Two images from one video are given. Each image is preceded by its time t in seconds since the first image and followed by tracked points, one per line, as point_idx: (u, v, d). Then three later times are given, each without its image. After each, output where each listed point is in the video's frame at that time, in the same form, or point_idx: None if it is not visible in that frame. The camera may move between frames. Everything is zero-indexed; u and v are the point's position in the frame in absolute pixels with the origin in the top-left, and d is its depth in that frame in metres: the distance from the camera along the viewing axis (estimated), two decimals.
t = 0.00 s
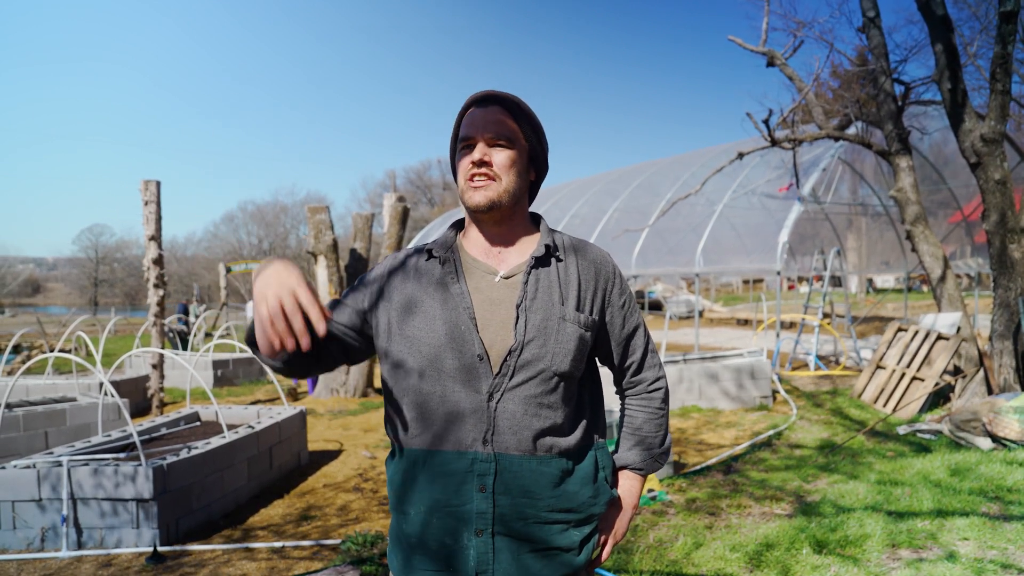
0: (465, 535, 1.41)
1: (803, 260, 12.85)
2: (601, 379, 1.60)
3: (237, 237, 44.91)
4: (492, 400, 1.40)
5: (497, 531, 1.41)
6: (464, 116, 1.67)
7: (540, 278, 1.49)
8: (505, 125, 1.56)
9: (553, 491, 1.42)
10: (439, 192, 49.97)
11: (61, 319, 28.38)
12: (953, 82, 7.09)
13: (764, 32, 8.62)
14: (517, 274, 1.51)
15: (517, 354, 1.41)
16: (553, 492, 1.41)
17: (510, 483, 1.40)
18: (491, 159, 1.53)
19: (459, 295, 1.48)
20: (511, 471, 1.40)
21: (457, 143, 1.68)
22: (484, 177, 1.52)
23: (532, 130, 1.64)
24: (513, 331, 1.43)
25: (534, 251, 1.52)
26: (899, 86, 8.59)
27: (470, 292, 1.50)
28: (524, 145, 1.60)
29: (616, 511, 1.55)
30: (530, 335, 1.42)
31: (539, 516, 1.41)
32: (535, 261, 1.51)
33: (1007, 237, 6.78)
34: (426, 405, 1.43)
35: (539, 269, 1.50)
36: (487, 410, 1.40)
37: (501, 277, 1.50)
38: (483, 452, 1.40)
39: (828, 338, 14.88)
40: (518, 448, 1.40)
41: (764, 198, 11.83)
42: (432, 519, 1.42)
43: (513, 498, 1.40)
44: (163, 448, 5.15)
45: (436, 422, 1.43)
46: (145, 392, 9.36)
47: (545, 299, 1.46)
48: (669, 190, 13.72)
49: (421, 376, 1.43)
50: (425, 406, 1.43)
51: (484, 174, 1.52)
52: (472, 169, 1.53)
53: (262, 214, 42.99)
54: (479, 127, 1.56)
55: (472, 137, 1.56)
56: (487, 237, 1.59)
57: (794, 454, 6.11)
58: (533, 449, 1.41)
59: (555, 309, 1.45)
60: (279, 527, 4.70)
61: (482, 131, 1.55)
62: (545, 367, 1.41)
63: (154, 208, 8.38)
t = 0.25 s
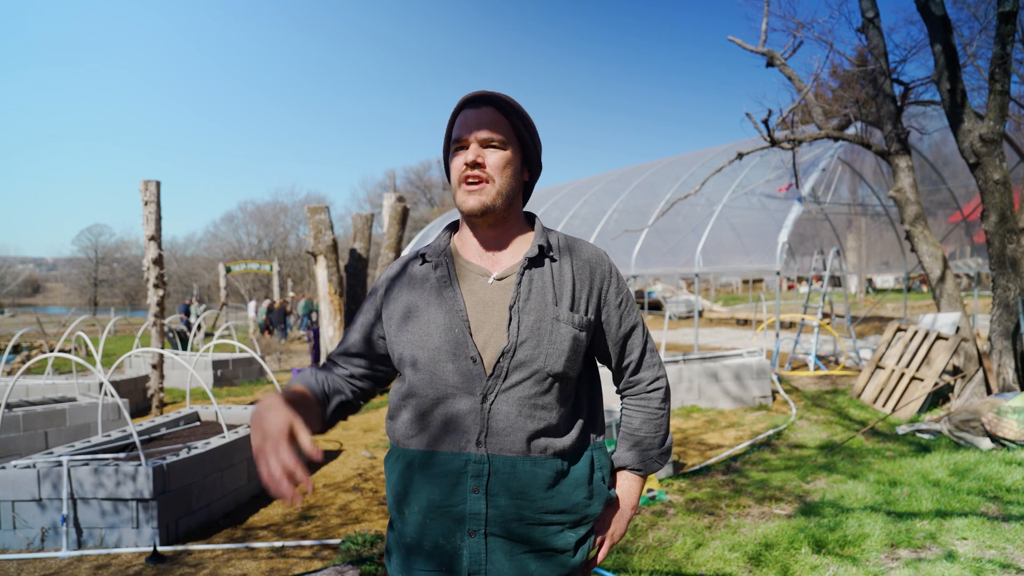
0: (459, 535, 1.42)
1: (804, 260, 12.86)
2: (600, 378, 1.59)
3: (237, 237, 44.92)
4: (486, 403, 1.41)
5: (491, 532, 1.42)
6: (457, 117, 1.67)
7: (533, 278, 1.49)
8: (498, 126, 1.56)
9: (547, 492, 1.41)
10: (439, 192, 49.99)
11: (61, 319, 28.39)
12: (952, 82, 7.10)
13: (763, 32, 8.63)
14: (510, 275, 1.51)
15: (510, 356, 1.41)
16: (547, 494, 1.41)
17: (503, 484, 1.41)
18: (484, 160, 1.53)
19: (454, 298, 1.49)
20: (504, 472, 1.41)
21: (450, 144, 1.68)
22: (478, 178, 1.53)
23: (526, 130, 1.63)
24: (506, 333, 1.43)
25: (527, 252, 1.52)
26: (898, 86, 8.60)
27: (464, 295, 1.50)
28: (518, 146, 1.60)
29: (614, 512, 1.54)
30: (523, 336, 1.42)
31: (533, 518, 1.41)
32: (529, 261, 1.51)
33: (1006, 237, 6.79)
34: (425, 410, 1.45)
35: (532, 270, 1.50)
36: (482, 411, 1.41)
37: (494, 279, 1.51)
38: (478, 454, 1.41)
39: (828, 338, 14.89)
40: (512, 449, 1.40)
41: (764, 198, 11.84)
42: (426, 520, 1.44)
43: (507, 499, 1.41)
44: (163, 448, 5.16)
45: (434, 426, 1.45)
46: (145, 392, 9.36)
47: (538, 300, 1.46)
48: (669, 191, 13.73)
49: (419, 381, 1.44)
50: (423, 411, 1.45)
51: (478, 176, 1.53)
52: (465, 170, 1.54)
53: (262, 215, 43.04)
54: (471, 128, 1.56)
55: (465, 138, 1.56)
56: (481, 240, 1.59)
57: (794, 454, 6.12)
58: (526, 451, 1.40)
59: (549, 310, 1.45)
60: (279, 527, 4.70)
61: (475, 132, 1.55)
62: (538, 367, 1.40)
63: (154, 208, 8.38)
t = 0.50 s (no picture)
0: (452, 535, 1.43)
1: (803, 260, 12.87)
2: (596, 378, 1.60)
3: (237, 237, 44.93)
4: (479, 404, 1.41)
5: (485, 533, 1.42)
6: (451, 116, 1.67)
7: (525, 278, 1.49)
8: (492, 125, 1.56)
9: (541, 493, 1.41)
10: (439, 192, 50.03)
11: (61, 319, 28.40)
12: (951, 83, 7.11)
13: (762, 32, 8.64)
14: (501, 276, 1.52)
15: (502, 357, 1.41)
16: (541, 494, 1.41)
17: (496, 485, 1.42)
18: (478, 159, 1.53)
19: (447, 300, 1.50)
20: (498, 472, 1.41)
21: (444, 143, 1.68)
22: (472, 178, 1.54)
23: (521, 128, 1.63)
24: (497, 334, 1.44)
25: (520, 251, 1.53)
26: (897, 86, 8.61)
27: (457, 297, 1.52)
28: (512, 145, 1.60)
29: (611, 512, 1.53)
30: (515, 337, 1.42)
31: (528, 518, 1.42)
32: (521, 261, 1.52)
33: (1004, 238, 6.81)
34: (421, 412, 1.46)
35: (525, 269, 1.51)
36: (475, 412, 1.42)
37: (486, 280, 1.52)
38: (470, 455, 1.42)
39: (827, 338, 14.91)
40: (505, 450, 1.41)
41: (763, 199, 11.85)
42: (422, 521, 1.45)
43: (501, 499, 1.41)
44: (163, 448, 5.17)
45: (429, 428, 1.46)
46: (145, 392, 9.37)
47: (531, 299, 1.46)
48: (669, 191, 13.74)
49: (415, 383, 1.46)
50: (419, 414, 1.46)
51: (472, 176, 1.54)
52: (459, 170, 1.54)
53: (262, 215, 43.08)
54: (466, 127, 1.57)
55: (459, 137, 1.56)
56: (475, 240, 1.59)
57: (793, 454, 6.13)
58: (520, 451, 1.41)
59: (541, 310, 1.45)
60: (278, 527, 4.70)
61: (469, 131, 1.56)
62: (531, 367, 1.41)
63: (153, 208, 8.38)
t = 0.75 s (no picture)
0: (451, 536, 1.43)
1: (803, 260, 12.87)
2: (594, 377, 1.60)
3: (237, 237, 44.94)
4: (476, 405, 1.42)
5: (483, 534, 1.43)
6: (447, 116, 1.68)
7: (522, 279, 1.50)
8: (487, 125, 1.56)
9: (539, 494, 1.42)
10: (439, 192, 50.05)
11: (61, 319, 28.40)
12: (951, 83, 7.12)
13: (762, 32, 8.64)
14: (498, 277, 1.52)
15: (499, 358, 1.41)
16: (539, 495, 1.41)
17: (494, 486, 1.42)
18: (474, 161, 1.54)
19: (443, 301, 1.50)
20: (495, 473, 1.42)
21: (439, 143, 1.69)
22: (467, 179, 1.54)
23: (517, 127, 1.63)
24: (494, 335, 1.44)
25: (516, 252, 1.53)
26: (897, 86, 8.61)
27: (453, 298, 1.52)
28: (508, 145, 1.60)
29: (610, 512, 1.54)
30: (511, 337, 1.42)
31: (526, 519, 1.42)
32: (517, 262, 1.52)
33: (1003, 237, 6.81)
34: (419, 414, 1.47)
35: (521, 270, 1.51)
36: (473, 413, 1.42)
37: (482, 280, 1.52)
38: (468, 456, 1.43)
39: (827, 338, 14.91)
40: (502, 451, 1.41)
41: (763, 198, 11.86)
42: (420, 524, 1.45)
43: (499, 500, 1.41)
44: (163, 448, 5.17)
45: (427, 429, 1.46)
46: (145, 392, 9.37)
47: (527, 300, 1.46)
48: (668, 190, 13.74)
49: (412, 385, 1.46)
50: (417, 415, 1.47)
51: (467, 176, 1.54)
52: (454, 171, 1.54)
53: (262, 215, 43.10)
54: (462, 127, 1.57)
55: (454, 138, 1.57)
56: (472, 241, 1.59)
57: (792, 453, 6.13)
58: (518, 452, 1.41)
59: (537, 310, 1.45)
60: (278, 527, 4.70)
61: (464, 132, 1.56)
62: (527, 368, 1.41)
63: (153, 208, 8.39)
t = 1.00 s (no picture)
0: (451, 537, 1.44)
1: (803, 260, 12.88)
2: (591, 377, 1.60)
3: (237, 237, 44.94)
4: (476, 406, 1.42)
5: (484, 535, 1.43)
6: (444, 117, 1.68)
7: (520, 279, 1.50)
8: (485, 127, 1.57)
9: (538, 494, 1.42)
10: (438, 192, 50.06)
11: (61, 319, 28.38)
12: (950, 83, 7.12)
13: (761, 32, 8.64)
14: (497, 277, 1.52)
15: (498, 358, 1.42)
16: (538, 496, 1.42)
17: (493, 486, 1.42)
18: (472, 162, 1.54)
19: (442, 302, 1.51)
20: (495, 474, 1.42)
21: (436, 144, 1.69)
22: (465, 181, 1.54)
23: (515, 128, 1.63)
24: (493, 336, 1.44)
25: (514, 252, 1.53)
26: (896, 86, 8.62)
27: (452, 299, 1.52)
28: (506, 146, 1.61)
29: (608, 511, 1.54)
30: (510, 338, 1.43)
31: (526, 520, 1.42)
32: (515, 262, 1.52)
33: (1003, 238, 6.81)
34: (418, 414, 1.47)
35: (519, 271, 1.51)
36: (473, 414, 1.43)
37: (481, 281, 1.52)
38: (468, 457, 1.43)
39: (826, 338, 14.92)
40: (502, 451, 1.41)
41: (762, 199, 11.86)
42: (420, 526, 1.46)
43: (499, 500, 1.42)
44: (163, 448, 5.17)
45: (426, 429, 1.47)
46: (145, 392, 9.37)
47: (525, 300, 1.47)
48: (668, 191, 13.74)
49: (412, 386, 1.47)
50: (417, 416, 1.47)
51: (465, 178, 1.54)
52: (452, 173, 1.55)
53: (262, 215, 43.11)
54: (460, 128, 1.57)
55: (452, 140, 1.57)
56: (470, 242, 1.59)
57: (792, 453, 6.14)
58: (518, 453, 1.41)
59: (536, 311, 1.46)
60: (278, 527, 4.71)
61: (461, 134, 1.56)
62: (527, 368, 1.41)
63: (152, 208, 8.39)
